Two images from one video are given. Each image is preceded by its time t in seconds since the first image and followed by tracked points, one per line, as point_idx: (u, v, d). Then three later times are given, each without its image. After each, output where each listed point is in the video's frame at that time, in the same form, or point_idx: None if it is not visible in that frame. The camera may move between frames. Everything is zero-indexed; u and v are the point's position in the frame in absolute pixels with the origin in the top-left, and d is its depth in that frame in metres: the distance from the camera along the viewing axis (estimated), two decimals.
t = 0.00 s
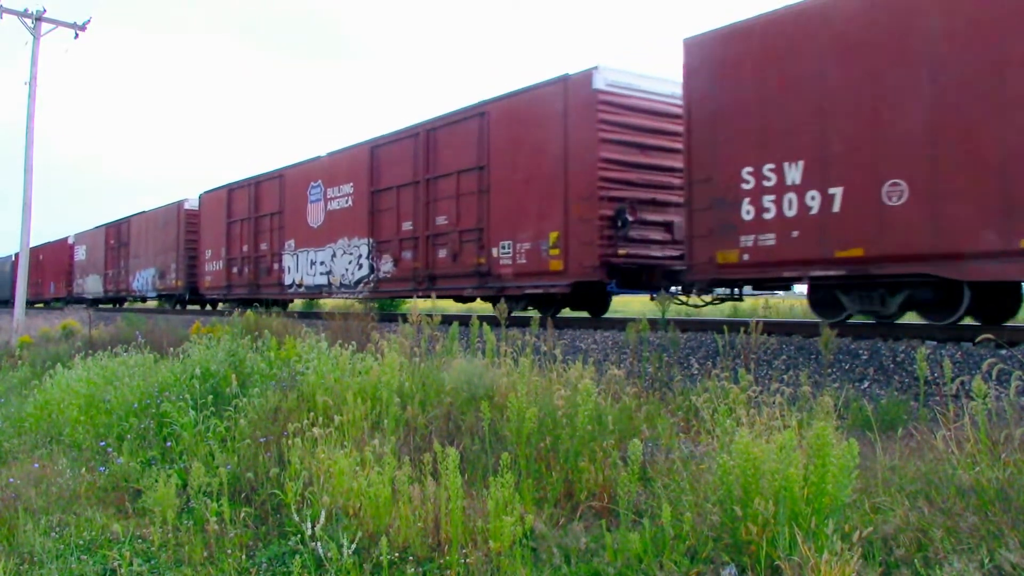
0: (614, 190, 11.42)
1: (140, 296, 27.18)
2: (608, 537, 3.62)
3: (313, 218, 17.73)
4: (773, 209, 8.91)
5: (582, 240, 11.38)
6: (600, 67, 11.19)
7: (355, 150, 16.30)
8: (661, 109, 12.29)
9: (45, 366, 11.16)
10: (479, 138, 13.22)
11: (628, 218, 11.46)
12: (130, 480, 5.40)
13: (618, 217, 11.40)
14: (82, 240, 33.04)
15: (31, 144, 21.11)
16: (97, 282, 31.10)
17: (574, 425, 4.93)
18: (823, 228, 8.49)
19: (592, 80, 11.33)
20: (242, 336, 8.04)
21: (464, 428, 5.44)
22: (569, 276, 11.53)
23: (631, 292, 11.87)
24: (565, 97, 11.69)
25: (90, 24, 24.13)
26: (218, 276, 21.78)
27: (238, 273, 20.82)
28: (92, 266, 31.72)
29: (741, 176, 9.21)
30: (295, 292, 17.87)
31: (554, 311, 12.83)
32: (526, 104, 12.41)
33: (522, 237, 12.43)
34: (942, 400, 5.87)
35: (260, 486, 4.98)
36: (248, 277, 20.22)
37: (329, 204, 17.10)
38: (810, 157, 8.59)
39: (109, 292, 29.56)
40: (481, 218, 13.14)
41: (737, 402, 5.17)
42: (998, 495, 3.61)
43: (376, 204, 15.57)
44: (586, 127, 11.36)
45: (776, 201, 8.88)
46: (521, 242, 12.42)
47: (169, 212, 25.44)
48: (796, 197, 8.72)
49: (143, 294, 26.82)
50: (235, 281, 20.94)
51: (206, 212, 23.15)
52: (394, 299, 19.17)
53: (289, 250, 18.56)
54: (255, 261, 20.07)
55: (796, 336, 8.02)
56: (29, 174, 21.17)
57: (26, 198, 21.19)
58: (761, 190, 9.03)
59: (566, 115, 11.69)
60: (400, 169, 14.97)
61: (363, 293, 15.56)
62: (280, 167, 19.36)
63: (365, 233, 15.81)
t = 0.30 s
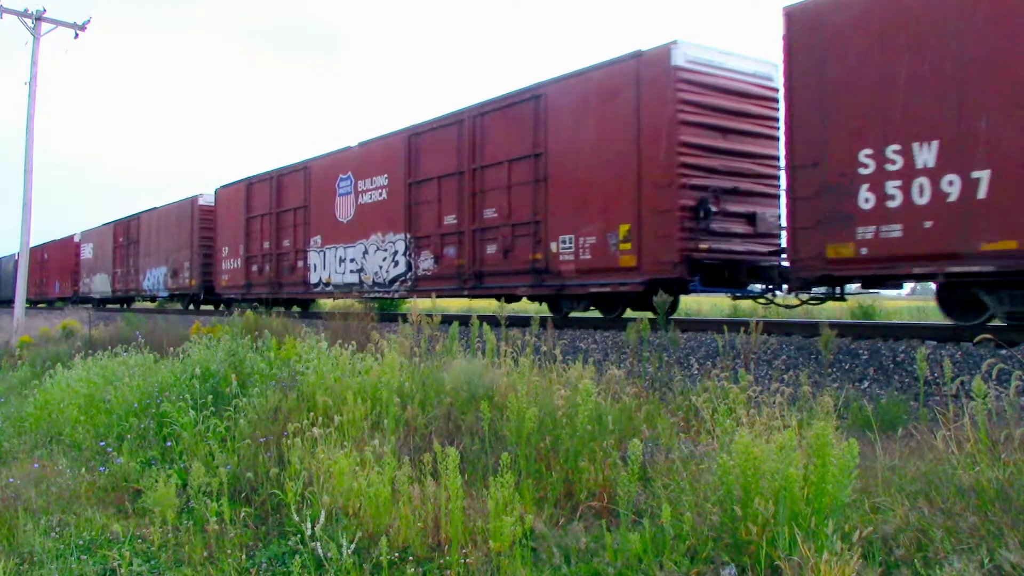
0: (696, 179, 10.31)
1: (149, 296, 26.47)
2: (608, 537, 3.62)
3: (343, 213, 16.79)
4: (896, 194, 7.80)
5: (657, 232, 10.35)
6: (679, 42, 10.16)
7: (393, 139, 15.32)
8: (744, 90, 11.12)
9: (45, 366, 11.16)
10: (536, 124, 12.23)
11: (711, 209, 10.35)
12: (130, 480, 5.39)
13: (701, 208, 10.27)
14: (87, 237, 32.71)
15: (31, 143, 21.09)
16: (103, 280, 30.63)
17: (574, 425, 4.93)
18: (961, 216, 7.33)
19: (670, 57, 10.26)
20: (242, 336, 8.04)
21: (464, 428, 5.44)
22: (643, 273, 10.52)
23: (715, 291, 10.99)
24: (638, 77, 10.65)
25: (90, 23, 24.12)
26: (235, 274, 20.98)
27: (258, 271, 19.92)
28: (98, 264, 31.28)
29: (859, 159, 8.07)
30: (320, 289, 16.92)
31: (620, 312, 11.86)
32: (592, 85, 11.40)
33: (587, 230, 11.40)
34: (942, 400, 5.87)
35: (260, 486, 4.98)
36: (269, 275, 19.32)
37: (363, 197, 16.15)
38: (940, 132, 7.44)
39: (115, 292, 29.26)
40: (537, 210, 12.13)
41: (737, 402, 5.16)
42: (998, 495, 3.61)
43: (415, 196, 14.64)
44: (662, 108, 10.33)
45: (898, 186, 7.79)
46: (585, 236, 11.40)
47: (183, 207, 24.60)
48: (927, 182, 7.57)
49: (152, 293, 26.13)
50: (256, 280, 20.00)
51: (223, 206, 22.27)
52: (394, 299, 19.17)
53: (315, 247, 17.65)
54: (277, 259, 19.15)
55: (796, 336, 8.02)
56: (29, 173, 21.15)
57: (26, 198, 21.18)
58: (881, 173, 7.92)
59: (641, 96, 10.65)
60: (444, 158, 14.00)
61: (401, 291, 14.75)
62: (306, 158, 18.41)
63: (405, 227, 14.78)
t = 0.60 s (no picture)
0: (797, 164, 9.32)
1: (161, 296, 25.91)
2: (608, 537, 3.61)
3: (377, 207, 15.79)
4: None
5: (751, 223, 9.36)
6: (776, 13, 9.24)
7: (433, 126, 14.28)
8: (841, 64, 10.11)
9: (45, 366, 11.16)
10: (603, 106, 11.22)
11: (813, 198, 9.35)
12: (130, 480, 5.39)
13: (803, 196, 9.26)
14: (93, 236, 32.54)
15: (31, 144, 21.08)
16: (110, 280, 30.29)
17: (575, 425, 4.93)
18: None
19: (767, 29, 9.28)
20: (242, 337, 8.05)
21: (464, 427, 5.44)
22: (734, 269, 9.55)
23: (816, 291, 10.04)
24: (726, 52, 9.65)
25: (90, 24, 24.13)
26: (255, 273, 19.98)
27: (280, 269, 18.89)
28: (104, 263, 31.03)
29: (1011, 138, 7.38)
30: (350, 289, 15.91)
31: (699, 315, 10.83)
32: (670, 61, 10.37)
33: (666, 223, 10.39)
34: (942, 400, 5.87)
35: (260, 486, 4.98)
36: (292, 274, 18.36)
37: (399, 189, 15.17)
38: None
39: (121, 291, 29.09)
40: (605, 200, 11.15)
41: (737, 402, 5.16)
42: (998, 494, 3.61)
43: (460, 187, 13.66)
44: (758, 85, 9.31)
45: None
46: (663, 229, 10.42)
47: (198, 204, 23.93)
48: None
49: (165, 292, 25.57)
50: (277, 280, 18.95)
51: (242, 200, 21.26)
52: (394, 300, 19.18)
53: (345, 244, 16.63)
54: (302, 257, 18.18)
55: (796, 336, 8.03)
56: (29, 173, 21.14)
57: (26, 198, 21.18)
58: None
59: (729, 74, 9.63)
60: (493, 146, 13.01)
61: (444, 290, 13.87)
62: (333, 149, 17.44)
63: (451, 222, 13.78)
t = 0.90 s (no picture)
0: (927, 146, 7.82)
1: (174, 296, 24.73)
2: (609, 538, 3.61)
3: (416, 200, 14.34)
4: None
5: (869, 212, 7.90)
6: None
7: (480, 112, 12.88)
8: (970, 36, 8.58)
9: (45, 366, 11.17)
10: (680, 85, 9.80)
11: (945, 182, 7.82)
12: (130, 480, 5.39)
13: (933, 180, 7.73)
14: (101, 234, 32.43)
15: (31, 144, 21.08)
16: (118, 279, 29.89)
17: (574, 425, 4.93)
18: None
19: None
20: (242, 337, 8.04)
21: (465, 427, 5.44)
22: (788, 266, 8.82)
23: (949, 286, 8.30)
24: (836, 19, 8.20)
25: (89, 24, 24.15)
26: (278, 272, 18.66)
27: (305, 268, 17.64)
28: (112, 262, 30.83)
29: None
30: (387, 287, 14.56)
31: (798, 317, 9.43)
32: (770, 30, 8.88)
33: (764, 214, 8.89)
34: (943, 400, 5.87)
35: (260, 486, 4.98)
36: (318, 271, 17.02)
37: (441, 181, 13.73)
38: None
39: (129, 291, 28.78)
40: (686, 188, 9.67)
41: (737, 402, 5.17)
42: (998, 494, 3.61)
43: (512, 178, 12.23)
44: (875, 54, 7.87)
45: None
46: (759, 220, 8.93)
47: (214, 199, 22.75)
48: None
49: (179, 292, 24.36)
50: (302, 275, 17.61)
51: (265, 195, 19.84)
52: (394, 300, 19.19)
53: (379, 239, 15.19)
54: (330, 253, 16.84)
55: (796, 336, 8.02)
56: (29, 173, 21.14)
57: (26, 198, 21.18)
58: None
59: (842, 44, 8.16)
60: (552, 132, 11.57)
61: (492, 289, 12.48)
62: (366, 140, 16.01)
63: (502, 215, 12.34)
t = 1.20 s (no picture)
0: None
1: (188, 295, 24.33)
2: (608, 537, 3.61)
3: (461, 192, 13.09)
4: None
5: (1021, 196, 6.72)
6: None
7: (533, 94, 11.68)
8: None
9: (45, 366, 11.17)
10: (779, 57, 8.58)
11: None
12: (130, 480, 5.39)
13: None
14: (109, 232, 32.41)
15: (31, 144, 21.08)
16: (127, 279, 29.77)
17: (574, 425, 4.93)
18: None
19: None
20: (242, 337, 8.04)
21: (465, 428, 5.44)
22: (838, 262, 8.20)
23: None
24: None
25: (90, 24, 24.18)
26: (304, 269, 17.45)
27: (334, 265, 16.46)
28: (120, 261, 30.78)
29: None
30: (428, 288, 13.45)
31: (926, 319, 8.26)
32: None
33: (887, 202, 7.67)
34: (943, 400, 5.88)
35: (260, 486, 4.98)
36: (349, 269, 15.81)
37: (489, 171, 12.50)
38: None
39: (137, 290, 28.66)
40: (790, 174, 8.48)
41: (737, 402, 5.17)
42: (998, 494, 3.61)
43: (573, 166, 11.03)
44: None
45: None
46: (881, 209, 7.70)
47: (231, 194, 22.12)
48: None
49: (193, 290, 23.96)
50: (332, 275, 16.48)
51: (289, 187, 18.63)
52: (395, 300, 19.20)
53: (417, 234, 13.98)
54: (361, 250, 15.57)
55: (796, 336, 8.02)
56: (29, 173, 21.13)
57: (26, 198, 21.18)
58: None
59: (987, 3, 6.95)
60: (623, 113, 10.32)
61: (550, 289, 11.21)
62: (401, 128, 14.79)
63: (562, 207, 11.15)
